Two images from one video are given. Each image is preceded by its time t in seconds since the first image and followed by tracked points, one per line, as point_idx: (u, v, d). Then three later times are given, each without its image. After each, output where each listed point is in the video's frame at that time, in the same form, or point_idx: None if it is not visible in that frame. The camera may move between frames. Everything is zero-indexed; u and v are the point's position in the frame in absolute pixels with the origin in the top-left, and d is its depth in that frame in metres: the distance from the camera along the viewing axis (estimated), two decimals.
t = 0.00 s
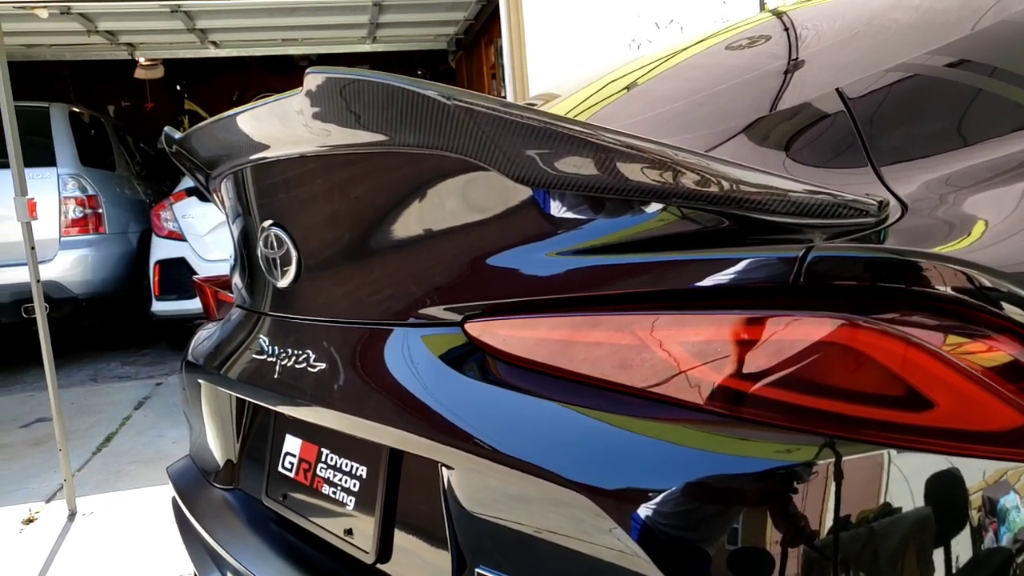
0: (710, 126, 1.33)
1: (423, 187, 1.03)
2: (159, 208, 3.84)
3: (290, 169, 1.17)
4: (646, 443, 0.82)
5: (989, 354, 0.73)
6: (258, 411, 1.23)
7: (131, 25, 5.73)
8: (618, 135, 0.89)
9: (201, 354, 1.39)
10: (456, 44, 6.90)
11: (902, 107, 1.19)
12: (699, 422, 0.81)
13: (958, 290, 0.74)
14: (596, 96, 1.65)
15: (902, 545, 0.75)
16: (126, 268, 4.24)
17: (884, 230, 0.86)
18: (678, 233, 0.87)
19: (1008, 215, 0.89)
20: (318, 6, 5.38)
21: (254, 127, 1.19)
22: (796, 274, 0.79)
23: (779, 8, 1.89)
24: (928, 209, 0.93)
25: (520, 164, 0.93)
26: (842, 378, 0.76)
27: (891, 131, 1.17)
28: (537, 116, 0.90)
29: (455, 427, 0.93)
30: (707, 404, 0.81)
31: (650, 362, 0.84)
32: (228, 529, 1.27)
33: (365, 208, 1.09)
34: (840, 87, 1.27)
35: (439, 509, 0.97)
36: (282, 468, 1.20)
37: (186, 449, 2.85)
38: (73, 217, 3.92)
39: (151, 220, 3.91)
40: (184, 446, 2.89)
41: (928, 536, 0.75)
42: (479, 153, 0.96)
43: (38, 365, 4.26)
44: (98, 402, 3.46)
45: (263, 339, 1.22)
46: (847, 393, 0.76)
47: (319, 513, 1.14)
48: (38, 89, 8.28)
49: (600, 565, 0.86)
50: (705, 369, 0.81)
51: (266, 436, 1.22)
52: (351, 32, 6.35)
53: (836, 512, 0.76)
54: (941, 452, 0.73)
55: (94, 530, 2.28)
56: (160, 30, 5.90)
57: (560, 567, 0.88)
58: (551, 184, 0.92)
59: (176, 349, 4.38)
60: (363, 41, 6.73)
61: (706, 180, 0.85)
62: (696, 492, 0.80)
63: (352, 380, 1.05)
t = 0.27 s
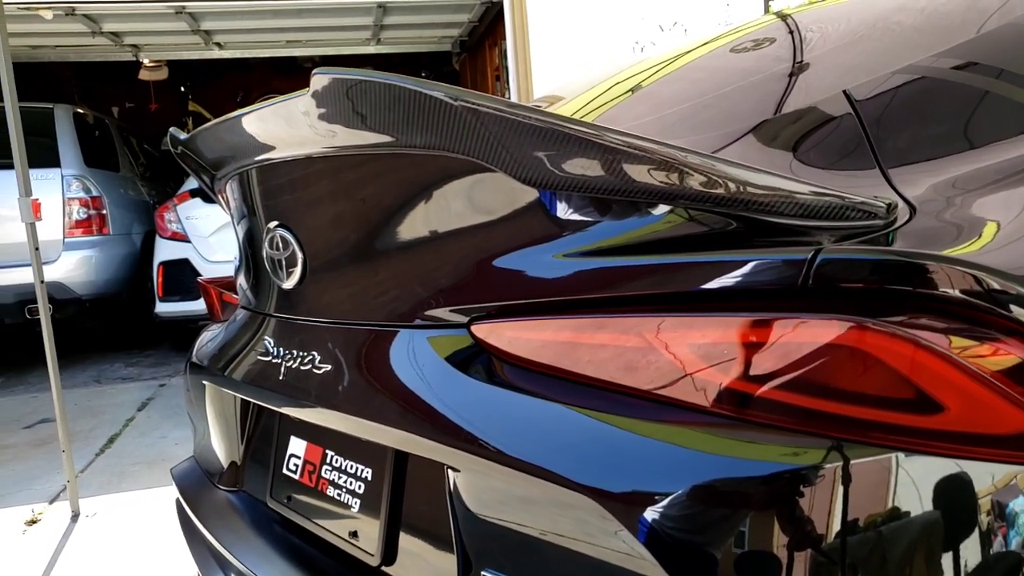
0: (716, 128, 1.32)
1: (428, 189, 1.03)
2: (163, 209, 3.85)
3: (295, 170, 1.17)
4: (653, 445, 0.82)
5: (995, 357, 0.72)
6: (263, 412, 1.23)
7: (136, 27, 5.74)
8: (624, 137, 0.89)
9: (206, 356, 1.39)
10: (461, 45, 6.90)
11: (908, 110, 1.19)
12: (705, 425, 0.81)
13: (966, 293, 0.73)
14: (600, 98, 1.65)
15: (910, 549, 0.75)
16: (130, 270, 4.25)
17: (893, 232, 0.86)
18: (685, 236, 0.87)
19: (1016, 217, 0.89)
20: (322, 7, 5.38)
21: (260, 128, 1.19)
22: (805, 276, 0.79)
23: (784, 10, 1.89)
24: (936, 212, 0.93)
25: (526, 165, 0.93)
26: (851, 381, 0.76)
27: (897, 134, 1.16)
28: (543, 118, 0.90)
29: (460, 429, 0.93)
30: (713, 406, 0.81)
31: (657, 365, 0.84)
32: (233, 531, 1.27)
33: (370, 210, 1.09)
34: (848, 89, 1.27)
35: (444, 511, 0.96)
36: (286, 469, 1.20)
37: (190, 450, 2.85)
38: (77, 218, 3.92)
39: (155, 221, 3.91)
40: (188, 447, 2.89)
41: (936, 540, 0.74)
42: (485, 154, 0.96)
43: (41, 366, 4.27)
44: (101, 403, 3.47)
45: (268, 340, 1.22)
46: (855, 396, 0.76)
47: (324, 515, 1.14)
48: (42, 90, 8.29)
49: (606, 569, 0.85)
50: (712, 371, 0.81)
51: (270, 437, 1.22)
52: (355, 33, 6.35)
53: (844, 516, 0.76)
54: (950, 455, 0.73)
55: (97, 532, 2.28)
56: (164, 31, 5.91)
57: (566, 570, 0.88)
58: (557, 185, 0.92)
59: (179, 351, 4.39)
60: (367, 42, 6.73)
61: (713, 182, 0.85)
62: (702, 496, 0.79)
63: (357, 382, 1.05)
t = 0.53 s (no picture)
0: (721, 130, 1.32)
1: (434, 190, 1.03)
2: (166, 212, 3.85)
3: (300, 173, 1.17)
4: (660, 448, 0.82)
5: (1002, 360, 0.72)
6: (268, 415, 1.23)
7: (139, 29, 5.75)
8: (630, 138, 0.89)
9: (210, 358, 1.39)
10: (464, 48, 6.91)
11: (913, 112, 1.19)
12: (711, 427, 0.80)
13: (975, 294, 0.74)
14: (604, 100, 1.65)
15: (920, 553, 0.74)
16: (133, 272, 4.25)
17: (901, 233, 0.85)
18: (691, 237, 0.86)
19: None
20: (325, 10, 5.39)
21: (264, 130, 1.19)
22: (813, 278, 0.78)
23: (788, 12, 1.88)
24: (943, 213, 0.92)
25: (532, 166, 0.92)
26: (860, 383, 0.75)
27: (903, 136, 1.16)
28: (549, 119, 0.90)
29: (466, 432, 0.93)
30: (720, 408, 0.80)
31: (662, 367, 0.84)
32: (237, 534, 1.27)
33: (375, 212, 1.09)
34: (854, 90, 1.26)
35: (450, 514, 0.96)
36: (291, 472, 1.19)
37: (194, 453, 2.85)
38: (81, 220, 3.93)
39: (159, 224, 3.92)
40: (191, 449, 2.89)
41: (946, 543, 0.74)
42: (490, 155, 0.95)
43: (45, 369, 4.27)
44: (105, 405, 3.47)
45: (273, 343, 1.22)
46: (864, 398, 0.75)
47: (329, 518, 1.14)
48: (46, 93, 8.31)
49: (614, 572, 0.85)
50: (718, 373, 0.81)
51: (275, 440, 1.22)
52: (358, 36, 6.36)
53: (852, 520, 0.75)
54: (960, 459, 0.73)
55: (101, 534, 2.28)
56: (167, 33, 5.92)
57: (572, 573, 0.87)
58: (563, 187, 0.91)
59: (183, 353, 4.39)
60: (370, 44, 6.74)
61: (720, 183, 0.85)
62: (709, 499, 0.79)
63: (363, 384, 1.04)
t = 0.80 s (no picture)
0: (726, 132, 1.32)
1: (439, 193, 1.03)
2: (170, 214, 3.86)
3: (305, 175, 1.17)
4: (667, 451, 0.81)
5: (1016, 359, 0.73)
6: (273, 417, 1.23)
7: (142, 32, 5.76)
8: (637, 138, 0.88)
9: (215, 360, 1.39)
10: (467, 49, 6.91)
11: (919, 113, 1.18)
12: (719, 429, 0.80)
13: (985, 295, 0.74)
14: (607, 102, 1.65)
15: (931, 557, 0.74)
16: (137, 275, 4.26)
17: (911, 235, 0.84)
18: (699, 239, 0.86)
19: None
20: (328, 12, 5.39)
21: (269, 133, 1.19)
22: (823, 280, 0.78)
23: (792, 13, 1.88)
24: (953, 214, 0.92)
25: (538, 168, 0.92)
26: (869, 386, 0.75)
27: (909, 137, 1.15)
28: (554, 119, 0.90)
29: (471, 434, 0.92)
30: (727, 410, 0.80)
31: (668, 369, 0.83)
32: (243, 537, 1.26)
33: (380, 215, 1.08)
34: (862, 91, 1.25)
35: (456, 517, 0.96)
36: (297, 475, 1.19)
37: (198, 455, 2.85)
38: (84, 223, 3.94)
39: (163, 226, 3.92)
40: (196, 452, 2.89)
41: (957, 546, 0.74)
42: (495, 157, 0.95)
43: (50, 371, 4.28)
44: (109, 408, 3.47)
45: (278, 345, 1.22)
46: (873, 400, 0.75)
47: (335, 522, 1.13)
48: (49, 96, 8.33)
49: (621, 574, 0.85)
50: (725, 375, 0.80)
51: (280, 443, 1.22)
52: (361, 38, 6.36)
53: (862, 523, 0.75)
54: (971, 462, 0.73)
55: (106, 536, 2.28)
56: (170, 36, 5.93)
57: None
58: (570, 188, 0.91)
59: (187, 355, 4.39)
60: (373, 47, 6.75)
61: (727, 184, 0.83)
62: (717, 502, 0.78)
63: (368, 387, 1.04)
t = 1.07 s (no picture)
0: (732, 133, 1.31)
1: (444, 194, 1.02)
2: (173, 217, 3.86)
3: (310, 177, 1.16)
4: (675, 453, 0.81)
5: None
6: (278, 420, 1.22)
7: (145, 35, 5.77)
8: (644, 139, 0.88)
9: (220, 363, 1.38)
10: (470, 51, 6.92)
11: (925, 114, 1.18)
12: (727, 432, 0.79)
13: (994, 295, 0.76)
14: (611, 104, 1.64)
15: (942, 560, 0.74)
16: (141, 277, 4.26)
17: (921, 235, 0.84)
18: (706, 240, 0.85)
19: None
20: (330, 15, 5.40)
21: (274, 135, 1.19)
22: (835, 280, 0.78)
23: (795, 13, 1.88)
24: (963, 214, 0.91)
25: (544, 168, 0.92)
26: (878, 388, 0.75)
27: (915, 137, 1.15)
28: (562, 120, 0.90)
29: (477, 437, 0.92)
30: (734, 412, 0.79)
31: (675, 371, 0.83)
32: (248, 540, 1.26)
33: (386, 217, 1.08)
34: (869, 91, 1.24)
35: (463, 520, 0.95)
36: (303, 478, 1.19)
37: (203, 458, 2.85)
38: (88, 226, 3.94)
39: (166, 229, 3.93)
40: (200, 454, 2.89)
41: (969, 548, 0.74)
42: (501, 157, 0.95)
43: (54, 374, 4.28)
44: (113, 411, 3.47)
45: (283, 348, 1.21)
46: (884, 402, 0.74)
47: (341, 525, 1.13)
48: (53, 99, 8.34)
49: None
50: (732, 377, 0.80)
51: (286, 445, 1.21)
52: (363, 40, 6.37)
53: (872, 526, 0.75)
54: (984, 464, 0.72)
55: (111, 539, 2.28)
56: (173, 39, 5.94)
57: None
58: (575, 188, 0.90)
59: (190, 358, 4.40)
60: (376, 49, 6.75)
61: (734, 184, 0.83)
62: (725, 505, 0.78)
63: (374, 389, 1.04)
